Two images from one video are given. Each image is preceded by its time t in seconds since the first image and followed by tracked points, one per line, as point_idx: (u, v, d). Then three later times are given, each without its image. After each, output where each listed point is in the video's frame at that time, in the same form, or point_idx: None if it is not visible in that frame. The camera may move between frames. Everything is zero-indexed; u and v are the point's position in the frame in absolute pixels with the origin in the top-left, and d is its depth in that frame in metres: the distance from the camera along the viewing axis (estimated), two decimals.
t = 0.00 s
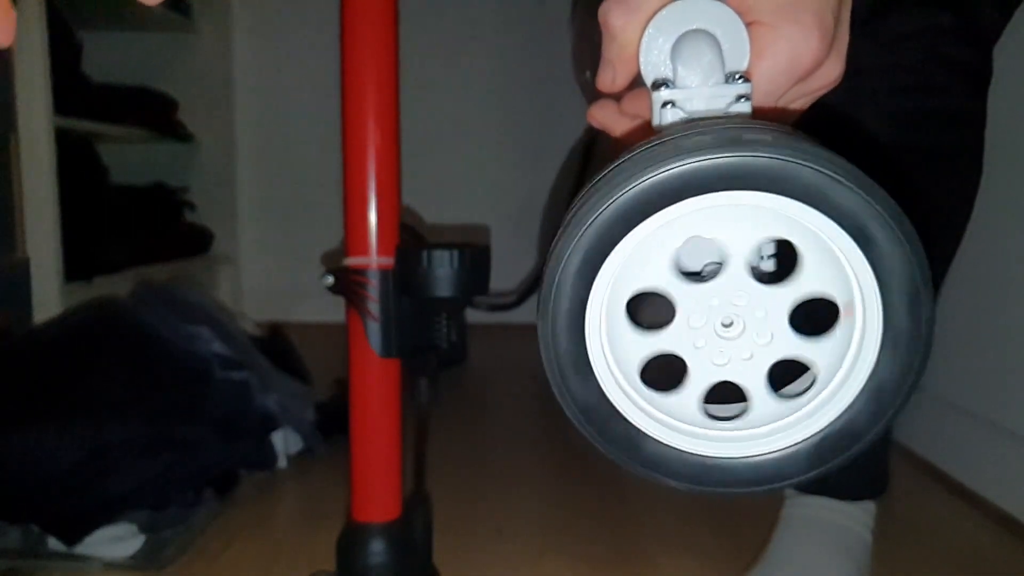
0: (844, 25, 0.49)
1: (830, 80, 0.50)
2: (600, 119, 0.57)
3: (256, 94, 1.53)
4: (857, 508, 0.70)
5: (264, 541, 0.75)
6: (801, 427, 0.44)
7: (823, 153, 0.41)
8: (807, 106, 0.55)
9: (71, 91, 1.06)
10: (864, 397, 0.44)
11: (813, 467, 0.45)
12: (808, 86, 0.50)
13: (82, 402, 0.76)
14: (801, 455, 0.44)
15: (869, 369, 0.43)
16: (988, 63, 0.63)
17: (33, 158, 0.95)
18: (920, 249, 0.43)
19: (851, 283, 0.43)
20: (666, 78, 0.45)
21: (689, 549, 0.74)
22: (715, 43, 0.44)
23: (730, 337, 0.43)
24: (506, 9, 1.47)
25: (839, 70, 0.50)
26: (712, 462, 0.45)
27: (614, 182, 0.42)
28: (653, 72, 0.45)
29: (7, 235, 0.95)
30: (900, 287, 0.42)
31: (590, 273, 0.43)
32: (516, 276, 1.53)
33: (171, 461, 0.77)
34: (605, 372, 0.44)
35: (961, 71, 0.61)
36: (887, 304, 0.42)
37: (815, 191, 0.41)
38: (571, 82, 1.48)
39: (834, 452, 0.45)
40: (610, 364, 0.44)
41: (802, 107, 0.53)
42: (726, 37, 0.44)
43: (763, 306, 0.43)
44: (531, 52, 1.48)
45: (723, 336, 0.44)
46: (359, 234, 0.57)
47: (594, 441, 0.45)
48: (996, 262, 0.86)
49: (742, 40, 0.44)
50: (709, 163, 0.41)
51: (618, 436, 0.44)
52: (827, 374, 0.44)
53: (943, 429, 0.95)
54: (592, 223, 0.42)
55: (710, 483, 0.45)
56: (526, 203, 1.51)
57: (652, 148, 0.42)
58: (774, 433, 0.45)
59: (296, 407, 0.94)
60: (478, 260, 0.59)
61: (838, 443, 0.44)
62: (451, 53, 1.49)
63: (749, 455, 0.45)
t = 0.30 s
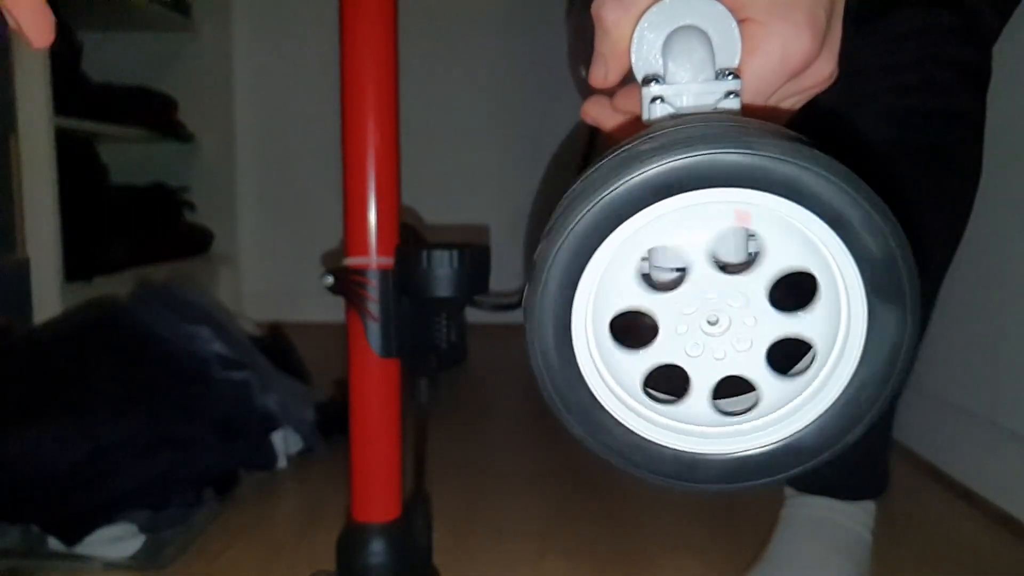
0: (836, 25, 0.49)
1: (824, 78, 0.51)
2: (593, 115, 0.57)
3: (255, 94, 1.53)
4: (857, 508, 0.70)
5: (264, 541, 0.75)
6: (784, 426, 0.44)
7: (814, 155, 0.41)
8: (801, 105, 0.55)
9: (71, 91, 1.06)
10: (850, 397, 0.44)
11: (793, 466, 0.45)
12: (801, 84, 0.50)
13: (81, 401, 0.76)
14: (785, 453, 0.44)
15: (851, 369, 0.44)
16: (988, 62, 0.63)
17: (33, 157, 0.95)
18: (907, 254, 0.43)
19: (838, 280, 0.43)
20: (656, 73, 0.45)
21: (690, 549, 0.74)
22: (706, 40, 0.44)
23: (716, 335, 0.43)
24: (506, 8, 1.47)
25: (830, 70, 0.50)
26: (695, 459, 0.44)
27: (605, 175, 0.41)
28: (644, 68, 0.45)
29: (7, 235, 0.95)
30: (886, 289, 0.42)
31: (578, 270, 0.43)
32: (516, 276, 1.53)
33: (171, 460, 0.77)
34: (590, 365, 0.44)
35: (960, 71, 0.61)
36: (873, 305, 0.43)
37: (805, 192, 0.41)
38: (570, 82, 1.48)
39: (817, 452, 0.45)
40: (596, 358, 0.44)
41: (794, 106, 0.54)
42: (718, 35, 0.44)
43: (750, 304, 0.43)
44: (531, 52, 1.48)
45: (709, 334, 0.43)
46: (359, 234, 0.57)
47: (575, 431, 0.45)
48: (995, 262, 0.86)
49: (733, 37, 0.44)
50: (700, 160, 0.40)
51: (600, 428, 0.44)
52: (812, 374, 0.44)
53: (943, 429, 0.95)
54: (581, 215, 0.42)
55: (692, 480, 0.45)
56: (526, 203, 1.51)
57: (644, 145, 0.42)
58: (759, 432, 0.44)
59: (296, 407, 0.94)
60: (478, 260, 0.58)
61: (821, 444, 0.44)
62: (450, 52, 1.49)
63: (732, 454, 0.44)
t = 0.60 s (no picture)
0: (831, 21, 0.49)
1: (819, 74, 0.51)
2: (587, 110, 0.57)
3: (255, 94, 1.53)
4: (857, 508, 0.70)
5: (264, 541, 0.75)
6: (769, 413, 0.46)
7: (803, 134, 0.43)
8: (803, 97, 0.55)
9: (71, 91, 1.06)
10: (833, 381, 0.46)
11: (774, 453, 0.47)
12: (796, 78, 0.51)
13: (83, 402, 0.76)
14: (766, 438, 0.47)
15: (837, 357, 0.46)
16: (988, 61, 0.63)
17: (33, 158, 0.95)
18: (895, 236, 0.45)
19: (819, 256, 0.45)
20: (650, 66, 0.46)
21: (690, 550, 0.74)
22: (700, 33, 0.45)
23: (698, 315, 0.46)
24: (506, 9, 1.47)
25: (824, 64, 0.50)
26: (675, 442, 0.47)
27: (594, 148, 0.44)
28: (637, 61, 0.46)
29: (7, 236, 0.95)
30: (871, 270, 0.44)
31: (560, 244, 0.46)
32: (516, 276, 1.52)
33: (173, 460, 0.77)
34: (572, 337, 0.47)
35: (961, 70, 0.61)
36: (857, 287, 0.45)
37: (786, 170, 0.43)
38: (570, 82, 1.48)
39: (799, 438, 0.47)
40: (576, 332, 0.47)
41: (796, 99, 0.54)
42: (712, 29, 0.45)
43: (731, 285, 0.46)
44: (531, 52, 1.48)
45: (691, 314, 0.46)
46: (359, 235, 0.57)
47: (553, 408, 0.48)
48: (995, 262, 0.86)
49: (727, 30, 0.45)
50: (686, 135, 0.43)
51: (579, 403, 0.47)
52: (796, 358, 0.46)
53: (943, 429, 0.95)
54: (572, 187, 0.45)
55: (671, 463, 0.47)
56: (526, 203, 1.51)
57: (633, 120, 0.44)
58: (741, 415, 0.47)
59: (296, 407, 0.94)
60: (479, 259, 0.57)
61: (804, 430, 0.46)
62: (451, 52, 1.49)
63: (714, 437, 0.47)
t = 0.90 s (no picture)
0: (826, 15, 0.48)
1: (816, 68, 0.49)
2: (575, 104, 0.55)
3: (255, 94, 1.53)
4: (857, 508, 0.70)
5: (264, 541, 0.75)
6: (754, 411, 0.45)
7: (805, 129, 0.41)
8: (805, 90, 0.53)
9: (71, 91, 1.06)
10: (821, 381, 0.44)
11: (755, 454, 0.45)
12: (790, 72, 0.49)
13: (82, 401, 0.76)
14: (750, 439, 0.45)
15: (826, 356, 0.44)
16: (988, 62, 0.63)
17: (33, 157, 0.95)
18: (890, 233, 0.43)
19: (816, 252, 0.43)
20: (641, 56, 0.45)
21: (691, 550, 0.74)
22: (692, 23, 0.44)
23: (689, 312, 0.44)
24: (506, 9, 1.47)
25: (819, 59, 0.49)
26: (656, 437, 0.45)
27: (592, 133, 0.41)
28: (628, 51, 0.45)
29: (7, 236, 0.95)
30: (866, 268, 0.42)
31: (548, 241, 0.43)
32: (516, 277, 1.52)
33: (176, 457, 0.78)
34: (558, 327, 0.45)
35: (961, 70, 0.61)
36: (852, 286, 0.43)
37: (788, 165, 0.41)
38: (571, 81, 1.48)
39: (783, 439, 0.45)
40: (564, 322, 0.45)
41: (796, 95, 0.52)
42: (704, 19, 0.44)
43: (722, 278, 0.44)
44: (532, 52, 1.48)
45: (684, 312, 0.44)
46: (359, 234, 0.57)
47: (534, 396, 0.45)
48: (994, 261, 0.86)
49: (719, 19, 0.44)
50: (690, 127, 0.40)
51: (561, 394, 0.45)
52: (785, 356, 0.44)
53: (943, 428, 0.95)
54: (565, 175, 0.42)
55: (649, 459, 0.45)
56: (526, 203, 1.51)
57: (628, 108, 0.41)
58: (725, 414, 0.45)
59: (296, 407, 0.94)
60: (481, 260, 0.57)
61: (787, 431, 0.45)
62: (451, 53, 1.49)
63: (696, 436, 0.45)
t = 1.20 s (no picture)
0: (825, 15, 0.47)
1: (815, 65, 0.49)
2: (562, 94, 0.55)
3: (255, 94, 1.53)
4: (857, 508, 0.69)
5: (264, 541, 0.75)
6: (743, 401, 0.45)
7: (785, 108, 0.41)
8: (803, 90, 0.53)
9: (72, 91, 1.06)
10: (811, 371, 0.44)
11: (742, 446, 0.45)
12: (786, 71, 0.48)
13: (83, 398, 0.76)
14: (739, 428, 0.45)
15: (814, 347, 0.44)
16: (988, 62, 0.63)
17: (33, 156, 0.94)
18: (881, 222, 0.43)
19: (803, 234, 0.43)
20: (634, 52, 0.45)
21: (691, 550, 0.74)
22: (685, 19, 0.44)
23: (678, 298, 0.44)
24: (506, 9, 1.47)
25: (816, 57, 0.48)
26: (641, 427, 0.45)
27: (581, 118, 0.42)
28: (622, 47, 0.45)
29: (8, 236, 0.95)
30: (854, 253, 0.42)
31: (535, 232, 0.44)
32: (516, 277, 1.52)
33: (175, 458, 0.77)
34: (546, 315, 0.45)
35: (961, 70, 0.61)
36: (842, 273, 0.43)
37: (769, 145, 0.41)
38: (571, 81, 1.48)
39: (778, 423, 0.45)
40: (552, 309, 0.45)
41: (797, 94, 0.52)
42: (698, 16, 0.44)
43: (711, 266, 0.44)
44: (532, 51, 1.48)
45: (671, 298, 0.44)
46: (360, 234, 0.57)
47: (520, 383, 0.46)
48: (995, 262, 0.86)
49: (713, 15, 0.44)
50: (679, 112, 0.41)
51: (545, 381, 0.45)
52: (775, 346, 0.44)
53: (943, 429, 0.95)
54: (554, 161, 0.42)
55: (634, 449, 0.45)
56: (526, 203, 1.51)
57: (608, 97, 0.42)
58: (714, 405, 0.45)
59: (296, 407, 0.94)
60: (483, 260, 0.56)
61: (776, 423, 0.45)
62: (451, 52, 1.49)
63: (684, 426, 0.45)
